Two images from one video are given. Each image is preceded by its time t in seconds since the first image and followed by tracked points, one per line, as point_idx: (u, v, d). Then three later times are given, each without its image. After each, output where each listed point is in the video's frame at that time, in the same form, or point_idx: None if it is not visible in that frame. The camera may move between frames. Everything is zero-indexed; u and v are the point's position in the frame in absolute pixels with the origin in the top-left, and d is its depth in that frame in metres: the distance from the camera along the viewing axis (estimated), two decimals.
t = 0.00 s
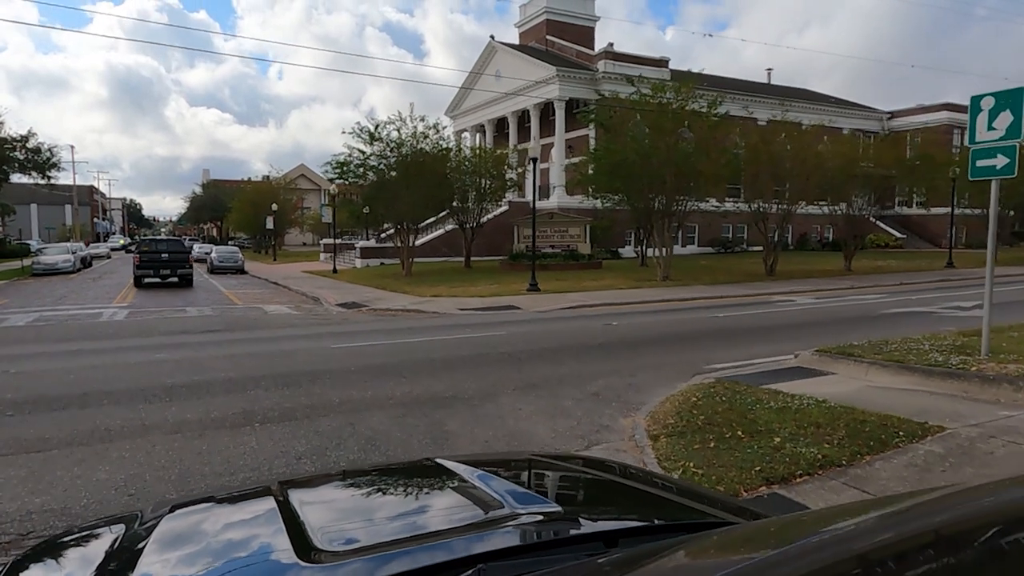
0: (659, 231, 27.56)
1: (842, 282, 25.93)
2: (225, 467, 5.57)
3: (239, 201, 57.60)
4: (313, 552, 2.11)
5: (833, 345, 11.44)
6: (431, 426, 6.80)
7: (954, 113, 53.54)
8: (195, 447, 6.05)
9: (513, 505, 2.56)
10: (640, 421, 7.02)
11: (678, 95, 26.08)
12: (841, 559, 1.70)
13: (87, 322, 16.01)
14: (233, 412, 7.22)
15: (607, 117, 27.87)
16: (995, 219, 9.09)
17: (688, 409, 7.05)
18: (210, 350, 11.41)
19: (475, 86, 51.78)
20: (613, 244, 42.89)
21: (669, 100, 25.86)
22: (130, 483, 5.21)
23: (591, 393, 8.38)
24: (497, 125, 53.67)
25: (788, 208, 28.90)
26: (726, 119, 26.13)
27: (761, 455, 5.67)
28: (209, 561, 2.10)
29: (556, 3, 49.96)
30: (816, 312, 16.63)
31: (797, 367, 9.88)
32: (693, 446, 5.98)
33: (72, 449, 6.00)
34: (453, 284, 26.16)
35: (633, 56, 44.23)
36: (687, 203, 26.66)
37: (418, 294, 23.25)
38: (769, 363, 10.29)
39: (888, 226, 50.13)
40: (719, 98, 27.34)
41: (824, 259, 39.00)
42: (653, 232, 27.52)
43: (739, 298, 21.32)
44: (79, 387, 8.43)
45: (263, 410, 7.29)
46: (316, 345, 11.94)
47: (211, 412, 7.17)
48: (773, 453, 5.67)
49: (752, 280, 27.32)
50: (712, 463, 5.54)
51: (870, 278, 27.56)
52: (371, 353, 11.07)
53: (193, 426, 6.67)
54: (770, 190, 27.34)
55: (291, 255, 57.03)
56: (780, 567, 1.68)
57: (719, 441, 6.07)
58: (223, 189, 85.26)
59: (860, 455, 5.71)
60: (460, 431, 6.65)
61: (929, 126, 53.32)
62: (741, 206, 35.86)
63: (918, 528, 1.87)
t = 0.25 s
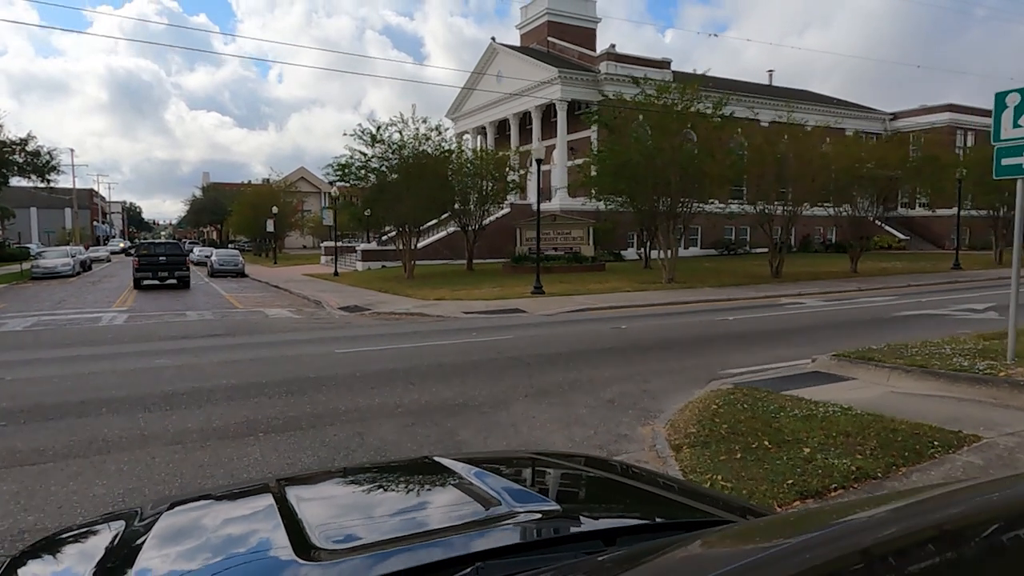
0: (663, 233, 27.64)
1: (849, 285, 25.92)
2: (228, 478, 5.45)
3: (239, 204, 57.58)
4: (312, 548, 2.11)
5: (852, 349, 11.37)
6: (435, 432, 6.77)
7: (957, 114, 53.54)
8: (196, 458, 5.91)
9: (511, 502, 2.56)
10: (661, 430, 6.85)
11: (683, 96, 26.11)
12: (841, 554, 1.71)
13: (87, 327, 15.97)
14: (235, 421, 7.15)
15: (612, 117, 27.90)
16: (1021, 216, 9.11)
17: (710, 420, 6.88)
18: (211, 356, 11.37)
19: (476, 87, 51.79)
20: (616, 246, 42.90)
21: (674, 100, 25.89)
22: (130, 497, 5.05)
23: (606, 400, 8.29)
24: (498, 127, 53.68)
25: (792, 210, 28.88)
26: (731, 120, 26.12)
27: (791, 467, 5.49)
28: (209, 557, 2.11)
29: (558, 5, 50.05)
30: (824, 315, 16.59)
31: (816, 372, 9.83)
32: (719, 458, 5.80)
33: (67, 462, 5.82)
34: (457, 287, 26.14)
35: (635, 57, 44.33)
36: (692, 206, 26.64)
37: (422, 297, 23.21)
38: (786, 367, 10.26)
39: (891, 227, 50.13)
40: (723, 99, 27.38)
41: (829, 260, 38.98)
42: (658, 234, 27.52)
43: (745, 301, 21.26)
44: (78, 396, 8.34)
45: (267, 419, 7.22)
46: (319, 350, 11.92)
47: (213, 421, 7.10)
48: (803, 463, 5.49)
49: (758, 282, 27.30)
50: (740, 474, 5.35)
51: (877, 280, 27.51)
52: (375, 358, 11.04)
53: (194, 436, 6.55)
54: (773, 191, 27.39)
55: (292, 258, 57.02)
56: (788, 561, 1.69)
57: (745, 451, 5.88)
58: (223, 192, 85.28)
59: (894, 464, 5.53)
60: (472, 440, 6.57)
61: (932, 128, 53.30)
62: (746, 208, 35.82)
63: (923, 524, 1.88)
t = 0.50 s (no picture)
0: (667, 235, 27.56)
1: (856, 287, 25.88)
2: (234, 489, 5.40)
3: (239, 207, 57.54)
4: (312, 556, 2.08)
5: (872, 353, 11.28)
6: (442, 442, 6.74)
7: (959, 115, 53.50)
8: (197, 471, 5.88)
9: (512, 508, 2.53)
10: (681, 441, 6.75)
11: (688, 96, 26.08)
12: (849, 556, 1.69)
13: (88, 333, 15.93)
14: (239, 432, 7.12)
15: (616, 118, 27.86)
16: None
17: (733, 431, 6.77)
18: (214, 362, 11.33)
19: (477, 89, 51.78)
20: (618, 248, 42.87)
21: (678, 101, 25.88)
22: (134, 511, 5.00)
23: (621, 408, 8.24)
24: (499, 129, 53.69)
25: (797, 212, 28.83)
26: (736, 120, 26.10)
27: (821, 480, 5.37)
28: (209, 565, 2.08)
29: (559, 7, 50.09)
30: (833, 318, 16.52)
31: (835, 377, 9.76)
32: (745, 471, 5.69)
33: (65, 477, 5.75)
34: (460, 290, 26.10)
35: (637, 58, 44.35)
36: (696, 207, 26.62)
37: (425, 300, 23.19)
38: (804, 373, 10.22)
39: (895, 228, 50.09)
40: (727, 100, 27.35)
41: (833, 262, 38.91)
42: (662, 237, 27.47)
43: (752, 304, 21.19)
44: (78, 406, 8.30)
45: (271, 429, 7.21)
46: (323, 356, 11.89)
47: (216, 432, 7.09)
48: (834, 476, 5.38)
49: (764, 284, 27.25)
50: (770, 488, 5.23)
51: (884, 282, 27.44)
52: (379, 363, 11.00)
53: (196, 449, 6.52)
54: (776, 192, 27.39)
55: (292, 261, 56.97)
56: (796, 563, 1.67)
57: (772, 464, 5.78)
58: (224, 195, 85.31)
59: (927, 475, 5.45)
60: (484, 450, 6.51)
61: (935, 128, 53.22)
62: (750, 210, 35.78)
63: (931, 524, 1.86)
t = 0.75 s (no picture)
0: (670, 237, 27.63)
1: (860, 288, 25.86)
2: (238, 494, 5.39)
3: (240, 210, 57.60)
4: (313, 556, 2.08)
5: (882, 355, 11.25)
6: (446, 447, 6.73)
7: (962, 115, 53.55)
8: (199, 479, 5.86)
9: (512, 508, 2.53)
10: (695, 447, 6.70)
11: (691, 97, 26.07)
12: (852, 554, 1.70)
13: (90, 337, 15.92)
14: (243, 438, 7.13)
15: (619, 120, 27.88)
16: None
17: (749, 438, 6.72)
18: (216, 367, 11.33)
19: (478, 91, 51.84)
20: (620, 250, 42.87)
21: (681, 102, 25.89)
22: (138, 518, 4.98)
23: (630, 412, 8.24)
24: (500, 130, 53.72)
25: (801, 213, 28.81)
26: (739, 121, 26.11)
27: (842, 487, 5.31)
28: (211, 566, 2.08)
29: (559, 8, 50.18)
30: (838, 320, 16.52)
31: (848, 381, 9.73)
32: (764, 478, 5.62)
33: (65, 486, 5.74)
34: (463, 293, 26.12)
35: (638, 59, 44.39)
36: (699, 208, 26.62)
37: (428, 302, 23.21)
38: (815, 376, 10.20)
39: (898, 229, 50.08)
40: (730, 101, 27.36)
41: (838, 263, 38.91)
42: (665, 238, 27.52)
43: (756, 305, 21.18)
44: (79, 412, 8.29)
45: (275, 435, 7.20)
46: (326, 359, 11.89)
47: (219, 439, 7.09)
48: (855, 483, 5.31)
49: (769, 286, 27.23)
50: (790, 494, 5.17)
51: (889, 283, 27.42)
52: (381, 367, 11.00)
53: (198, 456, 6.51)
54: (779, 192, 27.39)
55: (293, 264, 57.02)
56: (800, 560, 1.68)
57: (792, 471, 5.71)
58: (225, 198, 85.34)
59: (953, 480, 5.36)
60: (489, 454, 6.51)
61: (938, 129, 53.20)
62: (754, 211, 35.76)
63: (936, 521, 1.86)
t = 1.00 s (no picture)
0: (672, 238, 27.62)
1: (863, 288, 25.87)
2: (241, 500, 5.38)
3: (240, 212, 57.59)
4: (313, 559, 2.07)
5: (891, 358, 11.21)
6: (450, 452, 6.72)
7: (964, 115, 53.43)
8: (199, 486, 5.85)
9: (512, 510, 2.52)
10: (706, 453, 6.67)
11: (693, 98, 26.00)
12: (857, 554, 1.69)
13: (91, 340, 15.90)
14: (245, 444, 7.13)
15: (621, 121, 27.86)
16: None
17: (761, 443, 6.69)
18: (217, 371, 11.31)
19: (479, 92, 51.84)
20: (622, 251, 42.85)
21: (684, 103, 25.86)
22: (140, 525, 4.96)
23: (637, 416, 8.21)
24: (502, 132, 53.72)
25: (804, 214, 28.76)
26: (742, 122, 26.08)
27: (859, 493, 5.28)
28: (211, 568, 2.08)
29: (560, 9, 50.23)
30: (844, 321, 16.47)
31: (859, 384, 9.69)
32: (779, 485, 5.60)
33: (63, 495, 5.72)
34: (465, 295, 26.10)
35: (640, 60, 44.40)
36: (701, 209, 26.60)
37: (431, 304, 23.21)
38: (826, 379, 10.16)
39: (900, 229, 50.05)
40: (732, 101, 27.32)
41: (841, 264, 38.85)
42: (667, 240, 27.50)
43: (759, 306, 21.15)
44: (80, 417, 8.29)
45: (278, 441, 7.20)
46: (328, 363, 11.87)
47: (220, 445, 7.08)
48: (871, 489, 5.29)
49: (771, 287, 27.18)
50: (806, 501, 5.15)
51: (892, 284, 27.41)
52: (384, 371, 10.99)
53: (199, 463, 6.49)
54: (781, 193, 27.38)
55: (293, 267, 57.02)
56: (804, 561, 1.67)
57: (806, 478, 5.68)
58: (226, 200, 85.32)
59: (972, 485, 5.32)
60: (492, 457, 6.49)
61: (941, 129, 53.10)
62: (756, 212, 35.72)
63: (940, 523, 1.86)
